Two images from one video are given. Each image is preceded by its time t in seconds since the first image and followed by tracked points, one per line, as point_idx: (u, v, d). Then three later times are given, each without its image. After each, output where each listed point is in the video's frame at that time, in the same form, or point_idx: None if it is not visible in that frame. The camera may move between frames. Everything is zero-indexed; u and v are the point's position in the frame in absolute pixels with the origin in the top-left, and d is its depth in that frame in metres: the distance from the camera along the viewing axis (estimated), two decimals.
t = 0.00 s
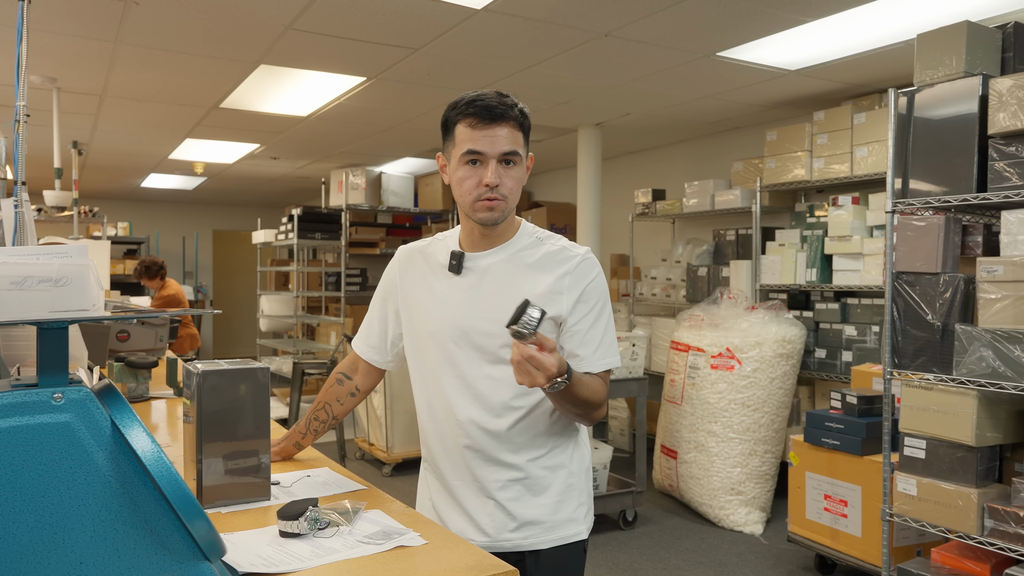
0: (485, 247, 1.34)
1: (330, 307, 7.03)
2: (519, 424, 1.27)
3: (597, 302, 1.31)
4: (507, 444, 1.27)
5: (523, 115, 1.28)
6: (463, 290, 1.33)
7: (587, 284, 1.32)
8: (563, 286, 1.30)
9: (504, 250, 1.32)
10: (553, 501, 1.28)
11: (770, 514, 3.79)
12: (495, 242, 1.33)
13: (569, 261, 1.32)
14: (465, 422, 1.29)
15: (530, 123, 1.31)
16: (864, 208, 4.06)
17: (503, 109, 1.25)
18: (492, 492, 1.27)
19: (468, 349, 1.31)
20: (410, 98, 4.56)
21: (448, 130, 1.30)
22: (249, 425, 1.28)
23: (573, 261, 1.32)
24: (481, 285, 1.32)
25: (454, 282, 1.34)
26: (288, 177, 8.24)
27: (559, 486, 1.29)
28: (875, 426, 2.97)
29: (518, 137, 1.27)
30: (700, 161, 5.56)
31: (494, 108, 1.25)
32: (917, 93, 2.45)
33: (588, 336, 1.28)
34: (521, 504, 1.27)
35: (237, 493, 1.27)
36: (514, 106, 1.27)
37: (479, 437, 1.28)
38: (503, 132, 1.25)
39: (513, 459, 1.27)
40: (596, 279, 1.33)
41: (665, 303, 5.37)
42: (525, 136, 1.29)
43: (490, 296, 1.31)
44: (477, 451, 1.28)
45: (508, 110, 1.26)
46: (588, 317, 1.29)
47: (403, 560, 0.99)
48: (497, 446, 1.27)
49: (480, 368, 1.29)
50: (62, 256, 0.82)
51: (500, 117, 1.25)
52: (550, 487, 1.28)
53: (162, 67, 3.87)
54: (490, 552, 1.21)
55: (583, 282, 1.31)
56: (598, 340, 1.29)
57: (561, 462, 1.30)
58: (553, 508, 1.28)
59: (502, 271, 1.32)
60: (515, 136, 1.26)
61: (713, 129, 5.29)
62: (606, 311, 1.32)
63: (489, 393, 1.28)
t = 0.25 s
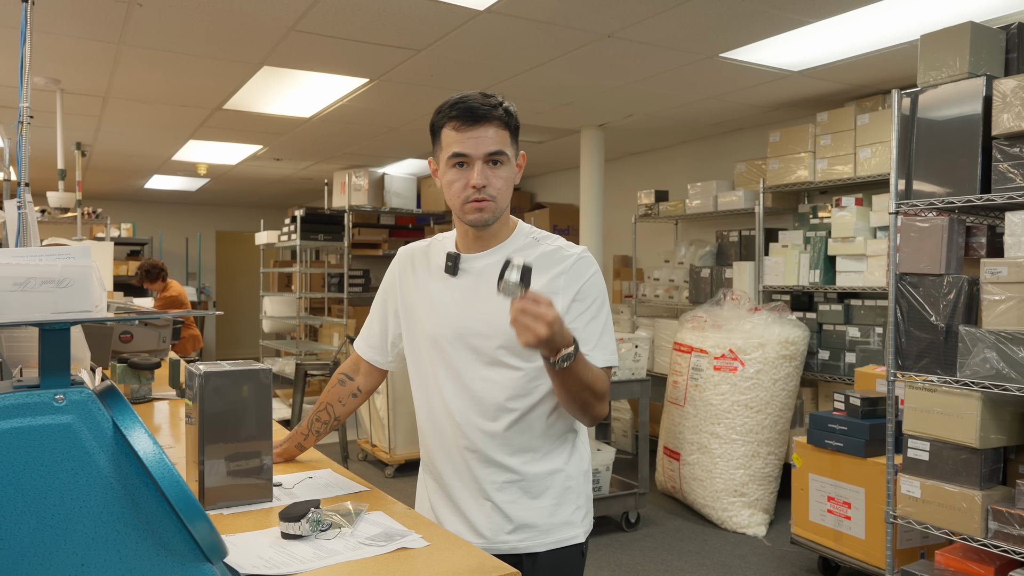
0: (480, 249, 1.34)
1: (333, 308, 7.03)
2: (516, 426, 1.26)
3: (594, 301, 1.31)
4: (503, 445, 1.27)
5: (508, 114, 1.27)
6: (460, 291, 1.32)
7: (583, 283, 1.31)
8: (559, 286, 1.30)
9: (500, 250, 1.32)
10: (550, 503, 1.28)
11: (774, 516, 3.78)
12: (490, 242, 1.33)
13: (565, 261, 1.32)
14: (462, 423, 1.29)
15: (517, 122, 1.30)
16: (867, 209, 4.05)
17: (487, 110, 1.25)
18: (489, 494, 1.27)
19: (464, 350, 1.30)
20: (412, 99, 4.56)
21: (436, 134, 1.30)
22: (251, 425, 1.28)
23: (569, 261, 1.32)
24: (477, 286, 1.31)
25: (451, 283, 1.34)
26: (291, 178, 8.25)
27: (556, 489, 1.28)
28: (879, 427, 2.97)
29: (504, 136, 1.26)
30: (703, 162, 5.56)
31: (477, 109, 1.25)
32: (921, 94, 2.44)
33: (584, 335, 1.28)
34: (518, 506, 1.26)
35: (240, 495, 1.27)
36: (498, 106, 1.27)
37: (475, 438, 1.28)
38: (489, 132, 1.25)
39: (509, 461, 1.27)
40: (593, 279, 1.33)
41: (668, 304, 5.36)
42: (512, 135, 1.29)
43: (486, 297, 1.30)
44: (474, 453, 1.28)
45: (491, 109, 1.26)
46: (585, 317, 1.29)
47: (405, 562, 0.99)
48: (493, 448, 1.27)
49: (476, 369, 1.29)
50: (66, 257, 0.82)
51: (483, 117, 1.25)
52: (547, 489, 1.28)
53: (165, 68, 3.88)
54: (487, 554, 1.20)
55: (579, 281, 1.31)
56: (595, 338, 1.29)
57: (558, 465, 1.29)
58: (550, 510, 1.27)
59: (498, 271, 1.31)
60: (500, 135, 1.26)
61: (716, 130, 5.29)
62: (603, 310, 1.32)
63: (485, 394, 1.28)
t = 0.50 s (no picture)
0: (477, 250, 1.34)
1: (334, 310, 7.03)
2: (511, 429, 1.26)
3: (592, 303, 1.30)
4: (499, 448, 1.27)
5: (501, 115, 1.27)
6: (458, 292, 1.32)
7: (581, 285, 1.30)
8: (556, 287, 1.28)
9: (498, 251, 1.32)
10: (546, 507, 1.27)
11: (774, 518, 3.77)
12: (486, 244, 1.33)
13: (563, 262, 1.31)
14: (458, 426, 1.29)
15: (512, 122, 1.30)
16: (868, 211, 4.05)
17: (480, 111, 1.25)
18: (484, 497, 1.27)
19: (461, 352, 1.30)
20: (413, 101, 4.56)
21: (431, 136, 1.30)
22: (251, 426, 1.27)
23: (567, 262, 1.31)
24: (474, 287, 1.31)
25: (449, 284, 1.34)
26: (292, 180, 8.25)
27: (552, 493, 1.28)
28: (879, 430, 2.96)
29: (497, 136, 1.26)
30: (704, 164, 5.56)
31: (470, 110, 1.25)
32: (921, 96, 2.44)
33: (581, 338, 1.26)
34: (514, 509, 1.26)
35: (239, 497, 1.26)
36: (491, 106, 1.26)
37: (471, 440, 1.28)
38: (483, 132, 1.25)
39: (505, 464, 1.26)
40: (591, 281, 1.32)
41: (668, 306, 5.36)
42: (506, 135, 1.28)
43: (483, 299, 1.30)
44: (470, 455, 1.28)
45: (484, 110, 1.25)
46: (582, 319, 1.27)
47: (404, 564, 0.99)
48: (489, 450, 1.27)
49: (473, 371, 1.29)
50: (65, 258, 0.82)
51: (476, 118, 1.25)
52: (543, 493, 1.27)
53: (165, 69, 3.88)
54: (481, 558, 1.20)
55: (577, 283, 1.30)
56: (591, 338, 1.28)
57: (554, 468, 1.29)
58: (546, 515, 1.27)
59: (496, 273, 1.31)
60: (493, 135, 1.25)
61: (716, 132, 5.28)
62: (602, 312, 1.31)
63: (481, 396, 1.28)
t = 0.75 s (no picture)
0: (482, 251, 1.33)
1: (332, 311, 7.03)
2: (514, 432, 1.26)
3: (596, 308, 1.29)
4: (501, 452, 1.27)
5: (514, 115, 1.27)
6: (460, 294, 1.32)
7: (586, 289, 1.29)
8: (560, 291, 1.28)
9: (502, 254, 1.32)
10: (548, 512, 1.27)
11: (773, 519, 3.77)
12: (491, 245, 1.32)
13: (567, 266, 1.30)
14: (460, 429, 1.29)
15: (523, 123, 1.30)
16: (866, 212, 4.05)
17: (493, 110, 1.25)
18: (485, 501, 1.27)
19: (463, 355, 1.30)
20: (412, 102, 4.56)
21: (441, 134, 1.30)
22: (250, 429, 1.27)
23: (571, 265, 1.30)
24: (477, 290, 1.31)
25: (451, 287, 1.34)
26: (291, 181, 8.24)
27: (554, 497, 1.28)
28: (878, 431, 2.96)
29: (508, 136, 1.26)
30: (703, 165, 5.56)
31: (483, 109, 1.25)
32: (920, 97, 2.44)
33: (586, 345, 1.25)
34: (515, 513, 1.26)
35: (237, 498, 1.26)
36: (504, 107, 1.26)
37: (472, 444, 1.27)
38: (495, 131, 1.25)
39: (506, 468, 1.26)
40: (596, 285, 1.31)
41: (667, 307, 5.36)
42: (517, 136, 1.28)
43: (485, 301, 1.30)
44: (472, 459, 1.28)
45: (497, 110, 1.25)
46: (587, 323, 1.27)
47: (403, 566, 0.99)
48: (491, 454, 1.27)
49: (475, 374, 1.29)
50: (63, 260, 0.81)
51: (489, 117, 1.25)
52: (545, 498, 1.27)
53: (164, 70, 3.88)
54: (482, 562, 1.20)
55: (582, 286, 1.29)
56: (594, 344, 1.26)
57: (557, 473, 1.28)
58: (548, 519, 1.27)
59: (499, 275, 1.31)
60: (505, 135, 1.26)
61: (715, 133, 5.29)
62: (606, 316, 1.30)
63: (483, 400, 1.27)
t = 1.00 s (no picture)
0: (488, 254, 1.33)
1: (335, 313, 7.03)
2: (520, 436, 1.26)
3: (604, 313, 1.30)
4: (507, 456, 1.26)
5: (523, 119, 1.27)
6: (467, 298, 1.32)
7: (593, 294, 1.31)
8: (569, 295, 1.29)
9: (509, 257, 1.32)
10: (554, 517, 1.27)
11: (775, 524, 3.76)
12: (497, 249, 1.33)
13: (575, 270, 1.31)
14: (465, 433, 1.28)
15: (532, 127, 1.30)
16: (870, 216, 4.04)
17: (502, 113, 1.25)
18: (491, 506, 1.26)
19: (469, 359, 1.30)
20: (414, 105, 4.57)
21: (449, 135, 1.30)
22: (252, 432, 1.27)
23: (578, 270, 1.31)
24: (483, 293, 1.31)
25: (457, 290, 1.33)
26: (293, 184, 8.25)
27: (560, 502, 1.28)
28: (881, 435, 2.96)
29: (517, 140, 1.26)
30: (706, 168, 5.56)
31: (492, 112, 1.24)
32: (924, 101, 2.44)
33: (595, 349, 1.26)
34: (521, 518, 1.26)
35: (238, 501, 1.26)
36: (513, 110, 1.26)
37: (478, 449, 1.27)
38: (503, 135, 1.25)
39: (513, 473, 1.26)
40: (603, 290, 1.33)
41: (670, 311, 5.35)
42: (525, 140, 1.28)
43: (492, 305, 1.30)
44: (477, 463, 1.27)
45: (506, 113, 1.25)
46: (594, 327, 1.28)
47: (404, 570, 0.99)
48: (497, 458, 1.26)
49: (481, 378, 1.29)
50: (67, 262, 0.81)
51: (498, 120, 1.25)
52: (551, 502, 1.27)
53: (167, 73, 3.88)
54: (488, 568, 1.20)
55: (589, 292, 1.31)
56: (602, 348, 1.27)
57: (563, 478, 1.29)
58: (554, 524, 1.27)
59: (506, 279, 1.31)
60: (513, 139, 1.25)
61: (718, 137, 5.28)
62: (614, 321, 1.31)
63: (490, 403, 1.27)
